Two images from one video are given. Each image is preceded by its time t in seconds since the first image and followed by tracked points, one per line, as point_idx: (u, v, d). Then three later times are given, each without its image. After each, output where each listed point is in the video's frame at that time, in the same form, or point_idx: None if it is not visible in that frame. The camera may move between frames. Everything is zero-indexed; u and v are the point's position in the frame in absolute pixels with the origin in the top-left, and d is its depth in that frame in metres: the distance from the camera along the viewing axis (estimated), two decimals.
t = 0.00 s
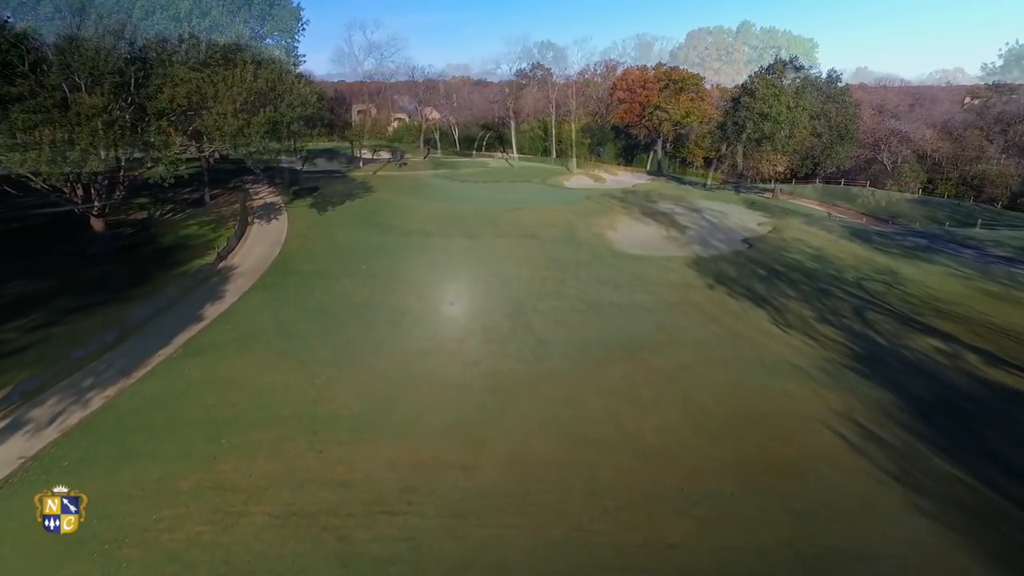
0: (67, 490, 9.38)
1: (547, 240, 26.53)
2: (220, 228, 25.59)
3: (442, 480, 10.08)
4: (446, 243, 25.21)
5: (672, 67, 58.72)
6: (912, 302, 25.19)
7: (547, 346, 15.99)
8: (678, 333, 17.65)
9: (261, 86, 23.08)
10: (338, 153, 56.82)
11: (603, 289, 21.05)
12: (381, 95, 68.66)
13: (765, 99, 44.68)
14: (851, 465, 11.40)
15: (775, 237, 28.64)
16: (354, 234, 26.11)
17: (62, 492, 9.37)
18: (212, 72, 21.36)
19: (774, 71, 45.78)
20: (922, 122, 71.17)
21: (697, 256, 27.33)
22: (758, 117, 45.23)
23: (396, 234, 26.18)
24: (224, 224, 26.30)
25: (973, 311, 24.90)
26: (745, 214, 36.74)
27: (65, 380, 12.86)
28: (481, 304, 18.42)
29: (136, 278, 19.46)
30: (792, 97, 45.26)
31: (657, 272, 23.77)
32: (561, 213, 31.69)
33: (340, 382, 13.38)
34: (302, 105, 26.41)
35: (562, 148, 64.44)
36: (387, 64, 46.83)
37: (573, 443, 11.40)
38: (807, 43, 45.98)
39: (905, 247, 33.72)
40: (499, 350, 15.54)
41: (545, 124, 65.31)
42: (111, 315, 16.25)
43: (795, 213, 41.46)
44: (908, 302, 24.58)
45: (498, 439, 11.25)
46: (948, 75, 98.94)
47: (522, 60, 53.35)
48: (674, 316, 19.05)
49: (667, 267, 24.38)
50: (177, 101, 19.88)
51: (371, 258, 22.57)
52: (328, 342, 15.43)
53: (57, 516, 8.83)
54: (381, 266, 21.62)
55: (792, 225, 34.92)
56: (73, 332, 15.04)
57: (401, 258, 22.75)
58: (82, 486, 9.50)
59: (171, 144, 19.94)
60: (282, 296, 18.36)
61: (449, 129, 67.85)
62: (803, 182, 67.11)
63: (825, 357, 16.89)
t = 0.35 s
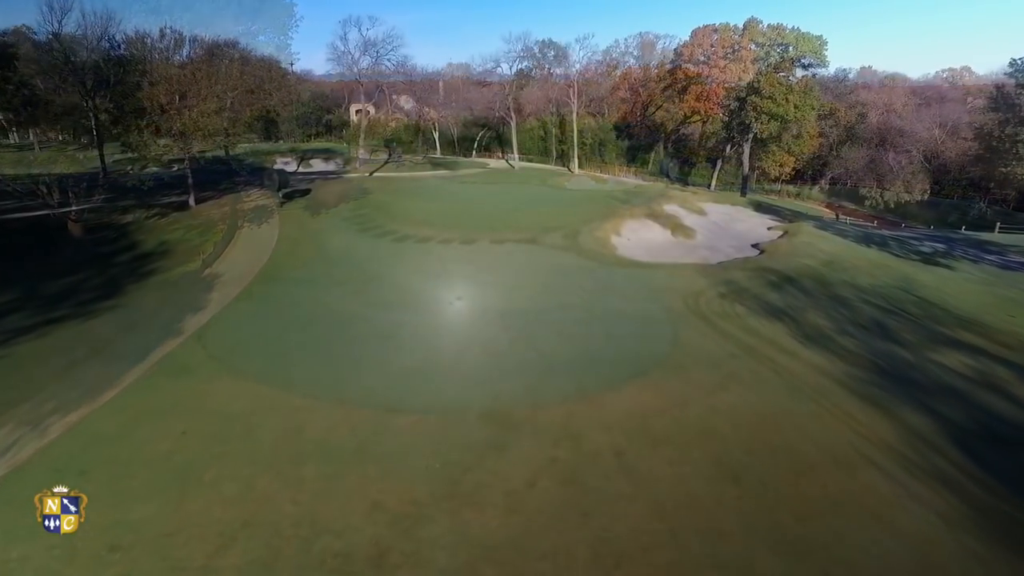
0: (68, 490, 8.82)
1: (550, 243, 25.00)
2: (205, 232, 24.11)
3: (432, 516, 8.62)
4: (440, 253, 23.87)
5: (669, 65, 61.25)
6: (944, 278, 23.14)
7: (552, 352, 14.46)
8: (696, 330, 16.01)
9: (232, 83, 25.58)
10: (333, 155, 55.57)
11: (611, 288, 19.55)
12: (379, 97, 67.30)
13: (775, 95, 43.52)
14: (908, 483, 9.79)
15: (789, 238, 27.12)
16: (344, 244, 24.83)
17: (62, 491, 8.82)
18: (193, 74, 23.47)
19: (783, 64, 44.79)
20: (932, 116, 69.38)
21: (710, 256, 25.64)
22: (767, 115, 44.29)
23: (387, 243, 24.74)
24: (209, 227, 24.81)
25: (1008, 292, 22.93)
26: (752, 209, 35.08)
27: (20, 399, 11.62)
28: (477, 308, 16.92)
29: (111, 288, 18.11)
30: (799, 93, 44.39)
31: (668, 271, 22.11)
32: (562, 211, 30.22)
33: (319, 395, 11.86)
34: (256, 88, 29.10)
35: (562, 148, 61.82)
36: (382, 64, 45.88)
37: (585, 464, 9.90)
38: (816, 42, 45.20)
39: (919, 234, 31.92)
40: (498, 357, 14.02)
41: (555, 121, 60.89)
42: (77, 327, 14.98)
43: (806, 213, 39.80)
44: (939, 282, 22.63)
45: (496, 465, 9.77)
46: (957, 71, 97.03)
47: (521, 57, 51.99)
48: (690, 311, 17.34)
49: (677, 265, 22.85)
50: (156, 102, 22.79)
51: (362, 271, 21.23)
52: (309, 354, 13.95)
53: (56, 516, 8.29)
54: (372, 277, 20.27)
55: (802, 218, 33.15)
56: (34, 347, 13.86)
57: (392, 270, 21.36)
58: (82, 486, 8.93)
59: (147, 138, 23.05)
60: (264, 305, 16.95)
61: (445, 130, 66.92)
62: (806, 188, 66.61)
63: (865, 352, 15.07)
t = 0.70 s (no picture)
0: (68, 491, 8.75)
1: (550, 249, 23.76)
2: (183, 239, 22.88)
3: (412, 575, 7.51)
4: (436, 260, 22.66)
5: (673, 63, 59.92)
6: (969, 284, 21.76)
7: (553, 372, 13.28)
8: (708, 348, 14.90)
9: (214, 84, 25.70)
10: (328, 155, 54.42)
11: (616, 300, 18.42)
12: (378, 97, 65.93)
13: (783, 94, 42.81)
14: (961, 529, 8.54)
15: (801, 244, 25.91)
16: (335, 250, 23.65)
17: (62, 492, 8.74)
18: (176, 73, 23.55)
19: (790, 62, 43.43)
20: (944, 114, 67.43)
21: (718, 263, 24.39)
22: (774, 115, 43.54)
23: (378, 251, 23.50)
24: (187, 233, 23.58)
25: None
26: (759, 211, 33.81)
27: None
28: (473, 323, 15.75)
29: (81, 300, 16.97)
30: (805, 90, 43.56)
31: (675, 279, 20.96)
32: (564, 214, 29.05)
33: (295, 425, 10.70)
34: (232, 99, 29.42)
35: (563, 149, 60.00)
36: (379, 62, 44.89)
37: (589, 508, 8.76)
38: (824, 39, 43.18)
39: (933, 239, 30.83)
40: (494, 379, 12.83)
41: (557, 120, 59.69)
42: (36, 345, 13.88)
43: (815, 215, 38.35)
44: (964, 286, 21.30)
45: (489, 509, 8.67)
46: (965, 70, 94.85)
47: (518, 54, 49.32)
48: (700, 328, 16.30)
49: (684, 273, 21.71)
50: (137, 102, 22.89)
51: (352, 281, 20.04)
52: (288, 375, 12.77)
53: (56, 516, 8.17)
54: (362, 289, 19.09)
55: (812, 221, 31.91)
56: None
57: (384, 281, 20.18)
58: (82, 486, 8.87)
59: (126, 139, 23.22)
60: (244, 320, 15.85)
61: (443, 131, 65.02)
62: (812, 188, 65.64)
63: (894, 371, 13.85)
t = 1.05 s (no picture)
0: (68, 490, 8.77)
1: (550, 255, 22.59)
2: (161, 245, 21.63)
3: None
4: (433, 268, 21.59)
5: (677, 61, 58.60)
6: (993, 294, 20.53)
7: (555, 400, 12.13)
8: (721, 368, 13.75)
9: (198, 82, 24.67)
10: (324, 154, 53.31)
11: (621, 313, 17.25)
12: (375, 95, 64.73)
13: (790, 93, 41.71)
14: None
15: (813, 250, 24.71)
16: (325, 256, 22.50)
17: (62, 491, 8.76)
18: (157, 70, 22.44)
19: (798, 60, 42.17)
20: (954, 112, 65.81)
21: (727, 269, 23.20)
22: (782, 114, 42.47)
23: (370, 258, 22.35)
24: (167, 238, 22.34)
25: None
26: (768, 215, 32.59)
27: None
28: (470, 343, 14.65)
29: (45, 314, 15.80)
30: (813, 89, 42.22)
31: (683, 289, 19.79)
32: (565, 217, 27.89)
33: (265, 464, 9.59)
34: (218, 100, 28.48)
35: (565, 149, 58.82)
36: (375, 61, 43.77)
37: (591, 567, 7.65)
38: (833, 36, 41.93)
39: (950, 243, 29.67)
40: (492, 411, 11.67)
41: (558, 120, 58.65)
42: None
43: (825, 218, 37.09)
44: (989, 297, 20.05)
45: (477, 570, 7.54)
46: (971, 70, 92.96)
47: (519, 53, 47.97)
48: (713, 345, 15.13)
49: (692, 282, 20.57)
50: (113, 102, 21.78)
51: (343, 293, 18.86)
52: (262, 401, 11.62)
53: (56, 516, 8.20)
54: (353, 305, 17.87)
55: (824, 224, 30.75)
56: None
57: (378, 293, 19.04)
58: (83, 486, 8.88)
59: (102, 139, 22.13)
60: (225, 339, 14.73)
61: (441, 130, 63.91)
62: (818, 189, 64.69)
63: (927, 397, 12.66)
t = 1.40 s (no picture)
0: (68, 490, 8.90)
1: (551, 263, 21.47)
2: (138, 253, 20.43)
3: None
4: (428, 277, 20.47)
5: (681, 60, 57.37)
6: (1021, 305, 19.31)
7: (557, 430, 10.98)
8: (737, 392, 12.59)
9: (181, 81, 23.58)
10: (320, 155, 52.20)
11: (627, 327, 16.10)
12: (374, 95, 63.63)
13: (798, 92, 40.44)
14: None
15: (826, 256, 23.55)
16: (314, 264, 21.37)
17: (62, 491, 8.89)
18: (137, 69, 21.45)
19: (807, 58, 40.93)
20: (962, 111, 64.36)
21: (737, 278, 22.07)
22: (789, 114, 41.21)
23: (361, 267, 21.22)
24: (146, 245, 21.19)
25: None
26: (778, 218, 31.40)
27: None
28: (463, 365, 13.60)
29: (5, 330, 14.71)
30: (823, 87, 40.93)
31: (691, 299, 18.64)
32: (567, 221, 26.76)
33: (228, 511, 8.50)
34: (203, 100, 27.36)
35: (566, 149, 57.75)
36: (371, 60, 42.66)
37: None
38: (842, 33, 40.71)
39: (967, 249, 28.45)
40: (486, 443, 10.54)
41: (558, 120, 57.53)
42: None
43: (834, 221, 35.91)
44: (1018, 309, 18.83)
45: None
46: (979, 68, 91.39)
47: (519, 52, 46.81)
48: (727, 364, 13.97)
49: (701, 292, 19.42)
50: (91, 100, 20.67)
51: (331, 306, 17.73)
52: (232, 433, 10.53)
53: (56, 516, 8.32)
54: (342, 320, 16.75)
55: (836, 229, 29.54)
56: None
57: (368, 305, 17.92)
58: (82, 485, 9.01)
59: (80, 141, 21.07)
60: (200, 358, 13.66)
61: (440, 130, 62.76)
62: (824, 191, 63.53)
63: (966, 426, 11.49)
